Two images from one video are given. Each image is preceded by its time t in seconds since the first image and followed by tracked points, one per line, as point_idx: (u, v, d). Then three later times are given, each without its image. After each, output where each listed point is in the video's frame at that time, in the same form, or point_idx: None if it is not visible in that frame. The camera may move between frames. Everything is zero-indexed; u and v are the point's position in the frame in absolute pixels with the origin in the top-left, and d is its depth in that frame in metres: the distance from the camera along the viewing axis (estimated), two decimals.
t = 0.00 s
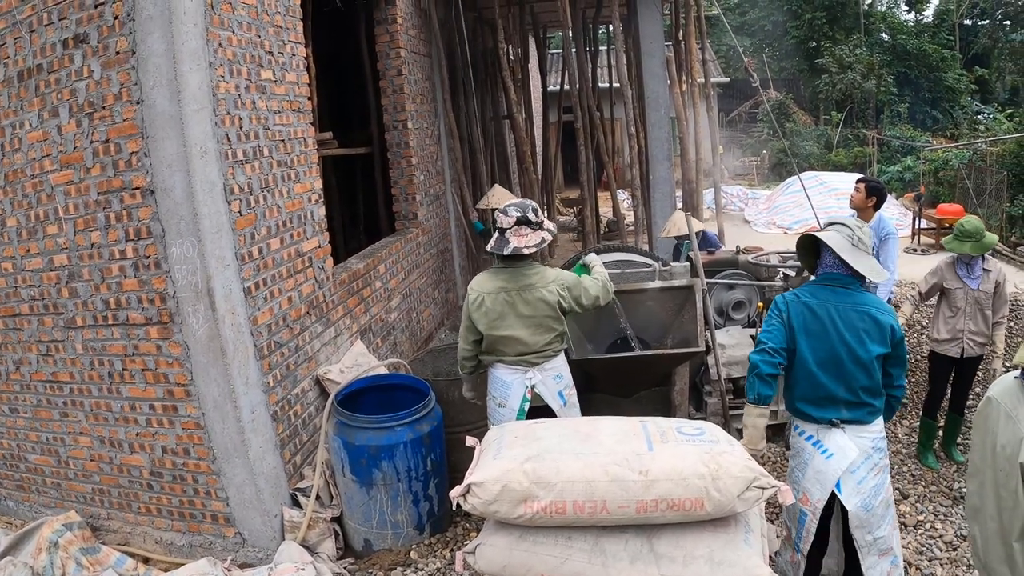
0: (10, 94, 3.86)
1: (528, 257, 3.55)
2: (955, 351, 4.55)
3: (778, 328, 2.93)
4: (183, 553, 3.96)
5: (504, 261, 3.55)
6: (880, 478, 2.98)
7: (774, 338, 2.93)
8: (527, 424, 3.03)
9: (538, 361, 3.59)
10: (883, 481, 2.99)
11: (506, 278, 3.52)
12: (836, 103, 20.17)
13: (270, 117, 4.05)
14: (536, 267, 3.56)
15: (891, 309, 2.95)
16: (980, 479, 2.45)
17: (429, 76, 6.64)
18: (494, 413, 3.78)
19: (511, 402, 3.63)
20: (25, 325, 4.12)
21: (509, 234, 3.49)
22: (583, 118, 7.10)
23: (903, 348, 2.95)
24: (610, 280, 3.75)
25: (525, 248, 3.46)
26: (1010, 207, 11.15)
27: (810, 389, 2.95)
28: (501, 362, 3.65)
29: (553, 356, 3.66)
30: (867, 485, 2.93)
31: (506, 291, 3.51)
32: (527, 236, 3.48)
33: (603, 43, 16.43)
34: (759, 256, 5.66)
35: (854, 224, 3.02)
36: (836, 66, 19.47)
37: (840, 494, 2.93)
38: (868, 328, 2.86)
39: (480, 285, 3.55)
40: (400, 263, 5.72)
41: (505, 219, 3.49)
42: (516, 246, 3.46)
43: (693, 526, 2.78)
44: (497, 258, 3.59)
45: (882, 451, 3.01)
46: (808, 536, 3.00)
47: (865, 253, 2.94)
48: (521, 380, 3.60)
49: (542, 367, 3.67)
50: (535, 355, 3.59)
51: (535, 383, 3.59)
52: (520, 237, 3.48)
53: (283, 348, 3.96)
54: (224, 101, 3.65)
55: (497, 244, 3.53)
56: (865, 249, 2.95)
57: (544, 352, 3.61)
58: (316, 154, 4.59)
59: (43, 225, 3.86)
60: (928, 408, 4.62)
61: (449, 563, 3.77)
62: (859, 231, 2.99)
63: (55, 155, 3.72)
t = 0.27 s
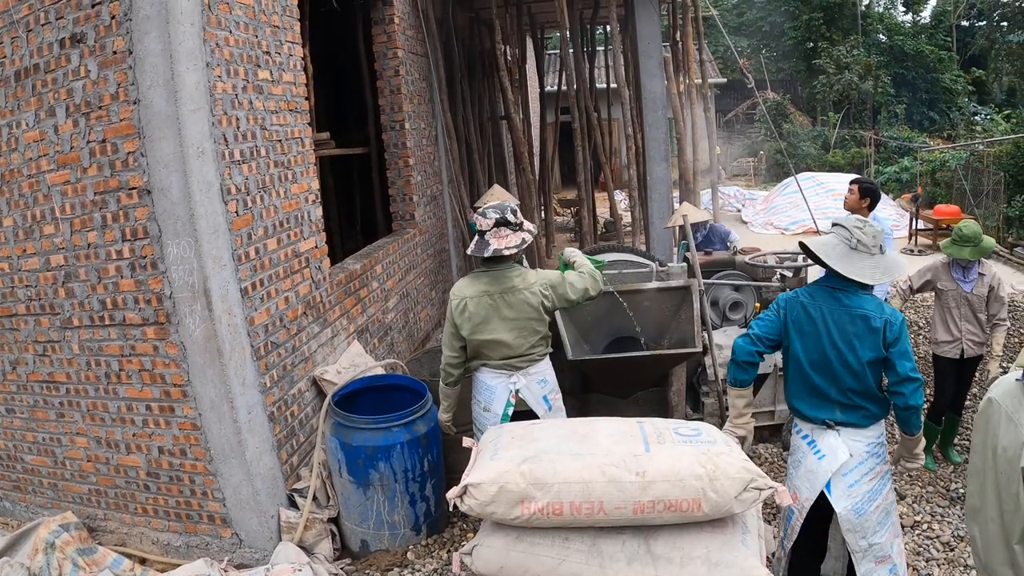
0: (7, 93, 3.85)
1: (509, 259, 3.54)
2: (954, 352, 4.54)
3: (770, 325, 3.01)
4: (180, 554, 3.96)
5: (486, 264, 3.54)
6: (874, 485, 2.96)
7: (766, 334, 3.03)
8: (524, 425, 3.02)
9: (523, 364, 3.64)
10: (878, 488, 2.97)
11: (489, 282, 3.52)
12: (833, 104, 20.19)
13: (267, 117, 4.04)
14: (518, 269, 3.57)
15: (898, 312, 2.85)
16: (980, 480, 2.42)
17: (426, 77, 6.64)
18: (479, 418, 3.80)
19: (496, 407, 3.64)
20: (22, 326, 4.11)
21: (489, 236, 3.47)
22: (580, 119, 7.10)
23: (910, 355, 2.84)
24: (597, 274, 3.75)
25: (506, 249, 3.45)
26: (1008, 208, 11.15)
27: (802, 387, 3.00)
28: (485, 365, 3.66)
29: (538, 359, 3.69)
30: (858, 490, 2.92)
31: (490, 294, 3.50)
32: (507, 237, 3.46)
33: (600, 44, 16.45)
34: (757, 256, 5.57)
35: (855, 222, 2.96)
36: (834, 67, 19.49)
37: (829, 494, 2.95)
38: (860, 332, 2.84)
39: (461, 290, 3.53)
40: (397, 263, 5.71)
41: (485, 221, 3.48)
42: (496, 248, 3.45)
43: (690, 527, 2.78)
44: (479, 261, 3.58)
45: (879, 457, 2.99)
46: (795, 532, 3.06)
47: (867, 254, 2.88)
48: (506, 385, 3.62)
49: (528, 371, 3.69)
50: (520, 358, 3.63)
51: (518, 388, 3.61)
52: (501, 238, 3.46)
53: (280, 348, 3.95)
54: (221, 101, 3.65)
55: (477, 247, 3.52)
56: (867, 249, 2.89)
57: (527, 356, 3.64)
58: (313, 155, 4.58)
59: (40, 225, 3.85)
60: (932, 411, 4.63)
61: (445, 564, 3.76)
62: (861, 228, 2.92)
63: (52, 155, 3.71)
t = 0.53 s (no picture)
0: (5, 99, 3.85)
1: (489, 265, 3.53)
2: (955, 352, 4.48)
3: (778, 330, 3.13)
4: (180, 560, 3.95)
5: (467, 271, 3.54)
6: (869, 496, 2.90)
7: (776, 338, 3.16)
8: (523, 429, 3.02)
9: (507, 377, 3.60)
10: (873, 501, 2.91)
11: (469, 289, 3.51)
12: (832, 106, 20.21)
13: (266, 122, 4.04)
14: (501, 277, 3.55)
15: (899, 324, 2.74)
16: (982, 485, 2.18)
17: (424, 81, 6.64)
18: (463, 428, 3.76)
19: (479, 418, 3.61)
20: (21, 332, 4.11)
21: (468, 243, 3.45)
22: (579, 122, 7.10)
23: (902, 370, 2.71)
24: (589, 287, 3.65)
25: (487, 256, 3.43)
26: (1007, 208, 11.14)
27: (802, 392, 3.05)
28: (468, 375, 3.65)
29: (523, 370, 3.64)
30: (848, 499, 2.88)
31: (470, 302, 3.50)
32: (487, 244, 3.44)
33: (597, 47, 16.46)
34: (756, 258, 5.40)
35: (862, 227, 2.89)
36: (832, 68, 19.52)
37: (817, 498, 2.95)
38: (853, 341, 2.82)
39: (442, 298, 3.56)
40: (396, 267, 5.71)
41: (464, 228, 3.46)
42: (477, 255, 3.43)
43: (690, 530, 2.77)
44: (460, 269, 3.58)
45: (876, 470, 2.92)
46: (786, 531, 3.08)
47: (876, 261, 2.85)
48: (490, 396, 3.59)
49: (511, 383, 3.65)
50: (502, 368, 3.59)
51: (501, 400, 3.58)
52: (480, 245, 3.44)
53: (279, 353, 3.95)
54: (219, 106, 3.65)
55: (457, 254, 3.49)
56: (875, 255, 2.85)
57: (509, 366, 3.60)
58: (313, 160, 4.58)
59: (39, 231, 3.84)
60: (936, 414, 4.57)
61: (446, 568, 3.76)
62: (870, 234, 2.86)
63: (51, 161, 3.71)
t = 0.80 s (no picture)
0: (3, 100, 3.84)
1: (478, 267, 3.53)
2: (951, 351, 4.51)
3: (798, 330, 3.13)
4: (179, 560, 3.95)
5: (456, 271, 3.54)
6: (869, 510, 2.82)
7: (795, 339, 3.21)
8: (521, 430, 3.02)
9: (492, 384, 3.60)
10: (872, 515, 2.82)
11: (455, 291, 3.51)
12: (829, 106, 20.23)
13: (263, 122, 4.04)
14: (487, 282, 3.52)
15: (904, 336, 2.66)
16: (988, 481, 2.41)
17: (422, 81, 6.64)
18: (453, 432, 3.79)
19: (466, 424, 3.62)
20: (19, 333, 4.10)
21: (456, 245, 3.46)
22: (576, 122, 7.10)
23: (899, 384, 2.63)
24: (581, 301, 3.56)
25: (473, 258, 3.44)
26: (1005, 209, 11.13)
27: (812, 394, 3.05)
28: (454, 378, 3.65)
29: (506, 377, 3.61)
30: (845, 508, 2.84)
31: (454, 304, 3.50)
32: (475, 246, 3.45)
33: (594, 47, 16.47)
34: (754, 257, 5.26)
35: (874, 233, 2.81)
36: (829, 69, 19.55)
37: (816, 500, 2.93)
38: (856, 348, 2.79)
39: (430, 298, 3.58)
40: (394, 268, 5.71)
41: (454, 229, 3.47)
42: (464, 256, 3.44)
43: (688, 529, 2.78)
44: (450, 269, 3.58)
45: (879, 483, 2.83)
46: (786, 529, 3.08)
47: (888, 267, 2.76)
48: (477, 401, 3.60)
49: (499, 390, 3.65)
50: (484, 375, 3.59)
51: (488, 406, 3.58)
52: (468, 247, 3.45)
53: (277, 354, 3.95)
54: (217, 107, 3.65)
55: (446, 255, 3.51)
56: (888, 261, 2.76)
57: (491, 371, 3.58)
58: (310, 161, 4.57)
59: (37, 232, 3.84)
60: (931, 411, 4.52)
61: (445, 569, 3.75)
62: (881, 239, 2.77)
63: (49, 162, 3.70)
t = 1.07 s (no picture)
0: None
1: (456, 274, 3.54)
2: (934, 351, 4.45)
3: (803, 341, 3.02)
4: (161, 569, 3.91)
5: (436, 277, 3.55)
6: (859, 526, 2.72)
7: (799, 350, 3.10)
8: (501, 433, 3.01)
9: (467, 391, 3.62)
10: (862, 532, 2.72)
11: (432, 296, 3.54)
12: (809, 109, 20.40)
13: (243, 129, 4.02)
14: (463, 289, 3.53)
15: (903, 356, 2.54)
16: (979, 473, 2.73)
17: (402, 86, 6.63)
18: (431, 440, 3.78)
19: (441, 429, 3.61)
20: None
21: (438, 249, 3.49)
22: (556, 127, 7.12)
23: (894, 406, 2.50)
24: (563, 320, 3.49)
25: (452, 264, 3.45)
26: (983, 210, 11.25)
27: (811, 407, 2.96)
28: (430, 383, 3.69)
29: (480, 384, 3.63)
30: (834, 522, 2.75)
31: (430, 309, 3.53)
32: (456, 253, 3.47)
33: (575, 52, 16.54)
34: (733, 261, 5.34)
35: (876, 246, 2.69)
36: (807, 73, 19.70)
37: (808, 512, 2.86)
38: (854, 365, 2.66)
39: (409, 302, 3.61)
40: (374, 273, 5.70)
41: (438, 233, 3.51)
42: (443, 261, 3.46)
43: (668, 531, 2.78)
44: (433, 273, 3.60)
45: (870, 499, 2.74)
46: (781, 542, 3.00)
47: (890, 282, 2.63)
48: (453, 410, 3.57)
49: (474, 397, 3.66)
50: (459, 382, 3.61)
51: (462, 413, 3.56)
52: (449, 253, 3.47)
53: (257, 361, 3.92)
54: (196, 113, 3.63)
55: (428, 258, 3.55)
56: (889, 276, 2.64)
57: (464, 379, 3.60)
58: (290, 167, 4.56)
59: (15, 240, 3.81)
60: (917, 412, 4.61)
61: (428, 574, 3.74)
62: (883, 254, 2.65)
63: (27, 168, 3.68)
